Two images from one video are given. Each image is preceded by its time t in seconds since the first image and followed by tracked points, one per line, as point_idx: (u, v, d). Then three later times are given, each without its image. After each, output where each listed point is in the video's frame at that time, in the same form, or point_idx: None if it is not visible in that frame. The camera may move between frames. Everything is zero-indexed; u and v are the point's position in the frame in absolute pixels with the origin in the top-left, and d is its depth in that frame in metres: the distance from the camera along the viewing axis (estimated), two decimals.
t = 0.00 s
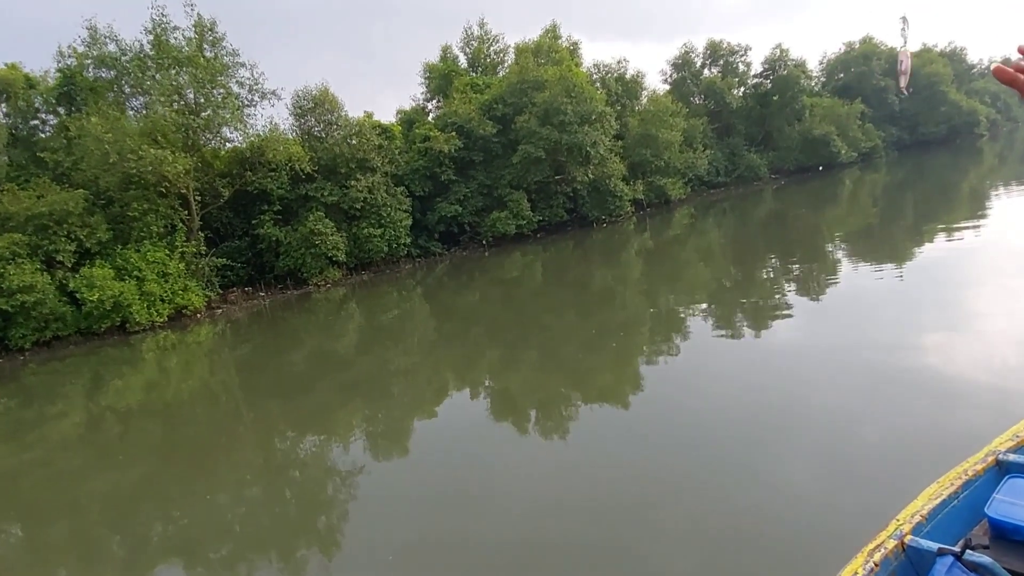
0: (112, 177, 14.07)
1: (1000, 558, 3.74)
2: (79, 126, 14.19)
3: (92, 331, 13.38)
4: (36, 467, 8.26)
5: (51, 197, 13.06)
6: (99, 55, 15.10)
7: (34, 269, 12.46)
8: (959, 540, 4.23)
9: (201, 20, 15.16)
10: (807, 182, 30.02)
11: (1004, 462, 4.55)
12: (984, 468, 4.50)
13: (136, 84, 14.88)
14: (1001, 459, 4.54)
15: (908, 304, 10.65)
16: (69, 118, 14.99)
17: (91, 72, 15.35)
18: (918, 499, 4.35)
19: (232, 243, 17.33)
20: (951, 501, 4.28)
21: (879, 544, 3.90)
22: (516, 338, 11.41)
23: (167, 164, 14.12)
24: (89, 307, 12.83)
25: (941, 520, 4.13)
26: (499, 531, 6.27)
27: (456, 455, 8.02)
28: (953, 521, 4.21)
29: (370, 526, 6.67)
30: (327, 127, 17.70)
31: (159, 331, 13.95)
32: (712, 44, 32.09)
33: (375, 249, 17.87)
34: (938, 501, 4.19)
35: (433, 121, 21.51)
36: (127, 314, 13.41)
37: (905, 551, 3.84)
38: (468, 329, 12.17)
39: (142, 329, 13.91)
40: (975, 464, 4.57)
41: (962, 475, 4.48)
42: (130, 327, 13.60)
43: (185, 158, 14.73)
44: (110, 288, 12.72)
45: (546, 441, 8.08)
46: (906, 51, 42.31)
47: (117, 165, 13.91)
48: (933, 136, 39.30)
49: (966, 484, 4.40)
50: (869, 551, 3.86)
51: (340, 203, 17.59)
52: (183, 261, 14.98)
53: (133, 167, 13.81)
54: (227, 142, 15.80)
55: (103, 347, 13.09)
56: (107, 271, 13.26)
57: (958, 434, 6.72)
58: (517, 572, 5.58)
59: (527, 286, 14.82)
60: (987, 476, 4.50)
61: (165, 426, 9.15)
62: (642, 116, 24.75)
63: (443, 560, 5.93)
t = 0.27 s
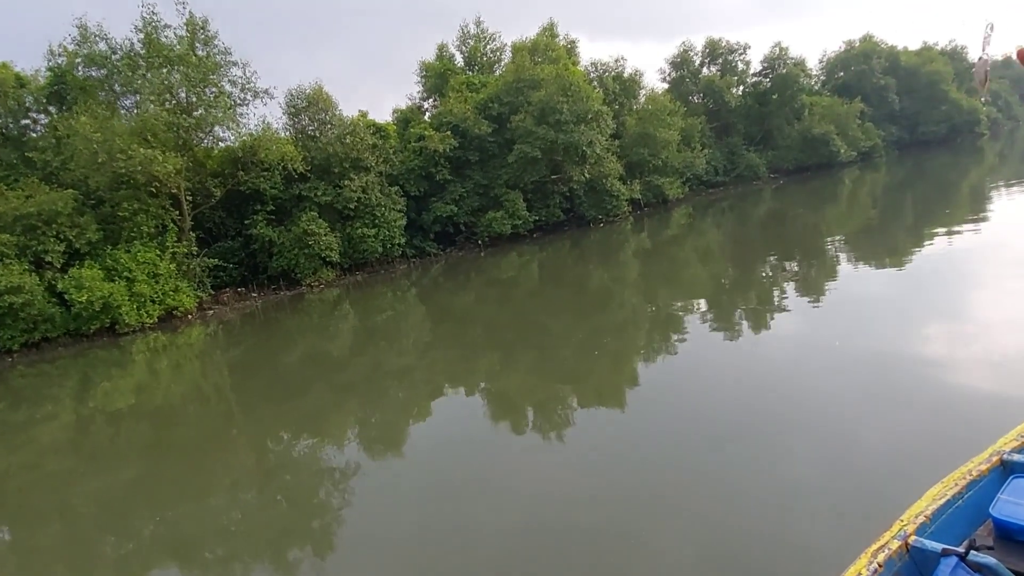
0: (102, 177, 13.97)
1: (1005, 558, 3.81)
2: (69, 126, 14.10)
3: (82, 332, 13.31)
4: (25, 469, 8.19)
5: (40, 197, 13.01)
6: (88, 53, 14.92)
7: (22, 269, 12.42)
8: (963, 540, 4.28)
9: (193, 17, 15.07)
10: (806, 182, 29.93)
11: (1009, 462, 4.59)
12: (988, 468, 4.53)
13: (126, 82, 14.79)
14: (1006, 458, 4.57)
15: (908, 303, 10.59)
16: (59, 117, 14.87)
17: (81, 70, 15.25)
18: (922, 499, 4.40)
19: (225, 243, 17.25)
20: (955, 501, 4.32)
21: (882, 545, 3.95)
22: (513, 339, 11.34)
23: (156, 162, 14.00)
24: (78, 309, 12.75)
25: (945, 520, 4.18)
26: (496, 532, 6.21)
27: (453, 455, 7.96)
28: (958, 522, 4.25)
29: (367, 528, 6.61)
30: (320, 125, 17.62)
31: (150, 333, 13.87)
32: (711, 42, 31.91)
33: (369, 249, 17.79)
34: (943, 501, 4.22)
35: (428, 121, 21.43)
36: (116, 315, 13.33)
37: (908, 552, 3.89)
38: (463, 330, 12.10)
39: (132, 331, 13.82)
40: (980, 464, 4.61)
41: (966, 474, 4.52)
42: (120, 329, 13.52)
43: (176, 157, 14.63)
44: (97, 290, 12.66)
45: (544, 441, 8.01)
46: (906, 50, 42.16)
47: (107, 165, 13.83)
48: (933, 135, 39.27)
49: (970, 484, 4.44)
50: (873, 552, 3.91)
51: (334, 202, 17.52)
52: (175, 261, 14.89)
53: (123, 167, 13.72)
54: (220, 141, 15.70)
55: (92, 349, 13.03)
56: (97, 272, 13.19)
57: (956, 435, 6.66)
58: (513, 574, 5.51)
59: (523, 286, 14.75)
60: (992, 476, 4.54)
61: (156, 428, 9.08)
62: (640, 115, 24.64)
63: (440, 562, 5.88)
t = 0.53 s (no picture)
0: (92, 176, 13.95)
1: (1011, 559, 3.81)
2: (58, 125, 14.02)
3: (70, 334, 13.22)
4: (14, 472, 8.12)
5: (30, 197, 12.95)
6: (78, 51, 14.80)
7: (11, 270, 12.35)
8: (968, 541, 4.25)
9: (185, 16, 15.00)
10: (805, 181, 29.83)
11: (1014, 462, 4.57)
12: (994, 468, 4.51)
13: (116, 80, 14.70)
14: (1012, 459, 4.54)
15: (908, 303, 10.53)
16: (48, 116, 14.78)
17: (70, 68, 15.11)
18: (927, 500, 4.36)
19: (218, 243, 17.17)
20: (960, 501, 4.29)
21: (887, 544, 3.91)
22: (509, 340, 11.28)
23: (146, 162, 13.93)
24: (67, 310, 12.67)
25: (950, 520, 4.15)
26: (492, 534, 6.15)
27: (448, 456, 7.91)
28: (962, 522, 4.23)
29: (362, 531, 6.55)
30: (314, 124, 17.55)
31: (140, 335, 13.79)
32: (710, 40, 31.79)
33: (363, 250, 17.74)
34: (948, 501, 4.19)
35: (424, 120, 21.36)
36: (106, 317, 13.25)
37: (914, 552, 3.85)
38: (459, 331, 12.04)
39: (121, 333, 13.74)
40: (985, 464, 4.58)
41: (972, 474, 4.49)
42: (109, 331, 13.43)
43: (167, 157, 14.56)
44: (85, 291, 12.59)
45: (540, 442, 7.95)
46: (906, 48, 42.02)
47: (97, 164, 13.77)
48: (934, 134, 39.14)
49: (976, 484, 4.40)
50: (878, 551, 3.86)
51: (327, 202, 17.48)
52: (166, 262, 14.83)
53: (113, 166, 13.65)
54: (213, 140, 15.62)
55: (80, 351, 12.93)
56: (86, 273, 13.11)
57: (953, 435, 6.61)
58: None
59: (519, 287, 14.68)
60: (997, 476, 4.51)
61: (147, 431, 9.01)
62: (637, 114, 24.54)
63: (434, 566, 5.80)
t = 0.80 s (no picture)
0: (81, 176, 13.88)
1: (1016, 560, 3.79)
2: (47, 125, 13.99)
3: (59, 336, 13.15)
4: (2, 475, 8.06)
5: (19, 196, 12.89)
6: (69, 50, 14.79)
7: None
8: (972, 541, 4.21)
9: (177, 14, 14.92)
10: (805, 181, 29.73)
11: (1019, 462, 4.53)
12: (998, 468, 4.47)
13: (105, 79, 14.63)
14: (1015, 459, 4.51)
15: (908, 303, 10.45)
16: (39, 115, 14.74)
17: (61, 67, 15.09)
18: (931, 500, 4.33)
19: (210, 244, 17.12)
20: (964, 501, 4.25)
21: (891, 545, 3.86)
22: (505, 341, 11.21)
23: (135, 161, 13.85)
24: (56, 311, 12.59)
25: (954, 521, 4.11)
26: (488, 537, 6.09)
27: (444, 458, 7.84)
28: (967, 522, 4.18)
29: (356, 534, 6.49)
30: (308, 123, 17.48)
31: (130, 337, 13.72)
32: (709, 39, 31.64)
33: (357, 250, 17.69)
34: (952, 501, 4.16)
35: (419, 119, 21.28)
36: (95, 319, 13.15)
37: (918, 552, 3.81)
38: (455, 332, 11.97)
39: (110, 335, 13.66)
40: (988, 464, 4.55)
41: (975, 475, 4.46)
42: (98, 333, 13.36)
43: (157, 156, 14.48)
44: (73, 292, 12.52)
45: (537, 444, 7.88)
46: (907, 47, 41.86)
47: (86, 164, 13.71)
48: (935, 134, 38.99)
49: (979, 484, 4.37)
50: (882, 551, 3.82)
51: (321, 202, 17.42)
52: (157, 263, 14.77)
53: (102, 166, 13.58)
54: (205, 139, 15.52)
55: (69, 354, 12.84)
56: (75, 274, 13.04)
57: (952, 436, 6.56)
58: None
59: (515, 287, 14.61)
60: (1001, 477, 4.48)
61: (137, 433, 8.95)
62: (635, 113, 24.44)
63: (428, 570, 5.71)
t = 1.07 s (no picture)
0: (70, 176, 13.78)
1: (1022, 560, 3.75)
2: (36, 125, 13.92)
3: (47, 337, 13.07)
4: None
5: (9, 196, 12.84)
6: (58, 48, 14.67)
7: None
8: (978, 540, 4.17)
9: (169, 13, 14.88)
10: (804, 180, 29.64)
11: None
12: (1003, 467, 4.43)
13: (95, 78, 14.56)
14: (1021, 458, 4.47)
15: (907, 303, 10.38)
16: (28, 114, 14.66)
17: (51, 67, 15.04)
18: (936, 499, 4.28)
19: (203, 244, 17.05)
20: (970, 500, 4.21)
21: (896, 544, 3.83)
22: (501, 342, 11.14)
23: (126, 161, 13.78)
24: (44, 313, 12.52)
25: (960, 520, 4.06)
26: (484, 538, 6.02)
27: (440, 459, 7.78)
28: (973, 521, 4.14)
29: (351, 536, 6.42)
30: (301, 122, 17.43)
31: (119, 338, 13.64)
32: (708, 38, 31.51)
33: (352, 250, 17.65)
34: (957, 500, 4.12)
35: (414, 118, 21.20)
36: (83, 320, 13.11)
37: (923, 551, 3.77)
38: (450, 333, 11.91)
39: (99, 336, 13.58)
40: (993, 464, 4.50)
41: (981, 474, 4.41)
42: (87, 334, 13.27)
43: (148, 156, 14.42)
44: (61, 294, 12.45)
45: (533, 445, 7.80)
46: (907, 46, 41.74)
47: (75, 164, 13.64)
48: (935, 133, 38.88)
49: (985, 483, 4.33)
50: (886, 551, 3.78)
51: (314, 203, 17.38)
52: (148, 263, 14.71)
53: (91, 166, 13.50)
54: (198, 139, 15.43)
55: (57, 355, 12.76)
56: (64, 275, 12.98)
57: (954, 437, 6.49)
58: None
59: (511, 288, 14.55)
60: (1007, 476, 4.44)
61: (128, 435, 8.89)
62: (633, 112, 24.36)
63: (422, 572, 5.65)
